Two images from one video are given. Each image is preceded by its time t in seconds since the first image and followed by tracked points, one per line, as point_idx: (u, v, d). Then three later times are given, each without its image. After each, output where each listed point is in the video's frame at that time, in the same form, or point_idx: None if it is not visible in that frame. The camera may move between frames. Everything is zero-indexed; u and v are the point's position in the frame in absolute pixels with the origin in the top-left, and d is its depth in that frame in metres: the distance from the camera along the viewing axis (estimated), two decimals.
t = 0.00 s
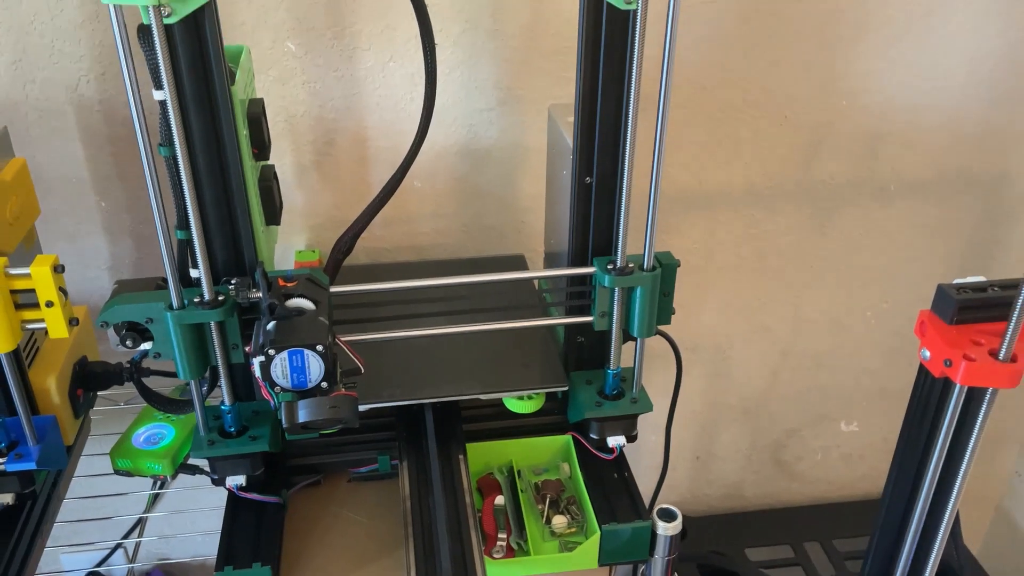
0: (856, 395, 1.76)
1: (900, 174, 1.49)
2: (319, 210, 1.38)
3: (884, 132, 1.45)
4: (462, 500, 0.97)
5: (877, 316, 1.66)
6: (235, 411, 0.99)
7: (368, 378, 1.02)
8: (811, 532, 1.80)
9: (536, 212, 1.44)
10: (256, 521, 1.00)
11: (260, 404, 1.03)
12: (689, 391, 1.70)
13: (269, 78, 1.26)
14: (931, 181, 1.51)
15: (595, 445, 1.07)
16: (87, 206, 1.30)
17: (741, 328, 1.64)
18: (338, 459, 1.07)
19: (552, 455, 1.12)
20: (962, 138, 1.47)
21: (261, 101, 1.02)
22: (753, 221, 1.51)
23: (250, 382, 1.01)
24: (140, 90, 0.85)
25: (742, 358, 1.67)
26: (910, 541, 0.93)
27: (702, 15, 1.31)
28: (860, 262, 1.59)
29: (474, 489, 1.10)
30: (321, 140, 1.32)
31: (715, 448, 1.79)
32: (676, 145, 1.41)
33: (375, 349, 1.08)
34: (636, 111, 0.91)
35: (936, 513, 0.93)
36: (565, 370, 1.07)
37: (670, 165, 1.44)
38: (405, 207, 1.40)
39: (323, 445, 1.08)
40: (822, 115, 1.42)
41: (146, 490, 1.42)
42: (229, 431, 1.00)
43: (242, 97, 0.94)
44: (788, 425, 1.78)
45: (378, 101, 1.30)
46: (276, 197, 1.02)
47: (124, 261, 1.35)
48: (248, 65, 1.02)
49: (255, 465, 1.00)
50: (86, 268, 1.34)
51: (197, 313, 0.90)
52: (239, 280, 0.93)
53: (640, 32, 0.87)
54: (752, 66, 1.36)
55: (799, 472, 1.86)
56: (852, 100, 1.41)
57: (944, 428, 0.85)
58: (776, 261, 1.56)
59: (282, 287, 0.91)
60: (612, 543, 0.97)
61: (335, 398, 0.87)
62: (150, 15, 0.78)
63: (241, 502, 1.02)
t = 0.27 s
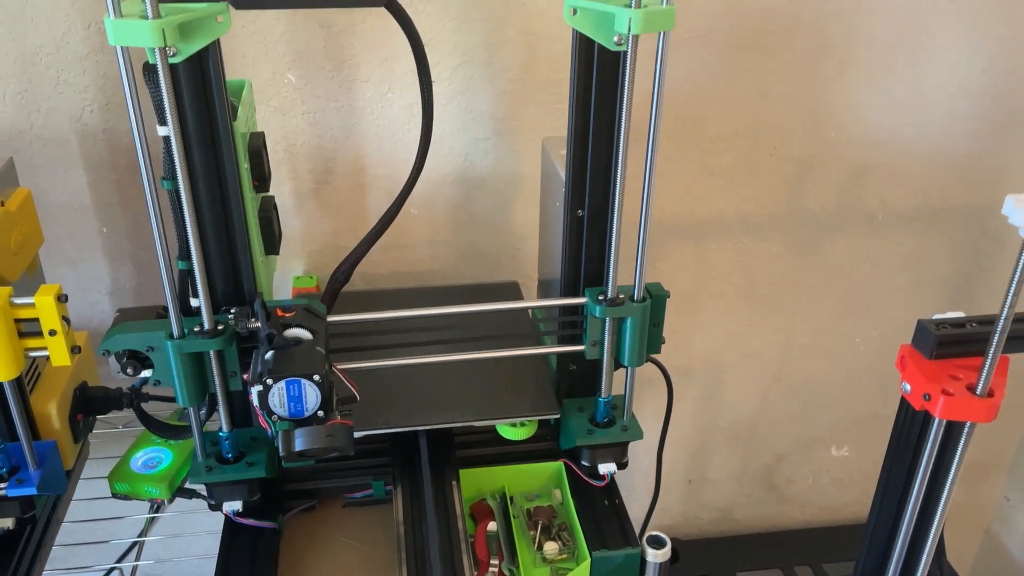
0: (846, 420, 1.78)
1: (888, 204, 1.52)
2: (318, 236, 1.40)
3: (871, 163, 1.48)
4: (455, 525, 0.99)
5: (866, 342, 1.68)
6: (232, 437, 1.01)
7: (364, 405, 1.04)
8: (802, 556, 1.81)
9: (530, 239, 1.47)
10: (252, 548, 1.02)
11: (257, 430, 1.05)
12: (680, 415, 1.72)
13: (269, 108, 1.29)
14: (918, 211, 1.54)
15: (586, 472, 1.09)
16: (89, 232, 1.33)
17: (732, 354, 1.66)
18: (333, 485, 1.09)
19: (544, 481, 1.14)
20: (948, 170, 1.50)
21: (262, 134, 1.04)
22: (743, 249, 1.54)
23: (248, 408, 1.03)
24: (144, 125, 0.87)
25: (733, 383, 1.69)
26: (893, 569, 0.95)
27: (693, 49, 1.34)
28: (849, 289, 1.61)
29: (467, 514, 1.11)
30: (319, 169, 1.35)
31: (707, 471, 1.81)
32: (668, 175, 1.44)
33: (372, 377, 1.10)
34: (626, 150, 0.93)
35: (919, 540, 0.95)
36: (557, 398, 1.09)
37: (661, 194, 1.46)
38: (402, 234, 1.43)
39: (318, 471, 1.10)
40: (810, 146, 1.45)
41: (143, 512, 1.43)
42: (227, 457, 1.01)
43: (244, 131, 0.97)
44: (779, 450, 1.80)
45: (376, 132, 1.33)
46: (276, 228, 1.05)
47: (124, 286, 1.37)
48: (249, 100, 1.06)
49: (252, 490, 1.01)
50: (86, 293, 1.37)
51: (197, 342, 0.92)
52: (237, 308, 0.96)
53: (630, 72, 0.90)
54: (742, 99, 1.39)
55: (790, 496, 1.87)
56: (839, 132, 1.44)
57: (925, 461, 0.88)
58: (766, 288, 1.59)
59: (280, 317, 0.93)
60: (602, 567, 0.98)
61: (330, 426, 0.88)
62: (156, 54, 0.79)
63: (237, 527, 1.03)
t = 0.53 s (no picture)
0: (847, 450, 1.77)
1: (888, 236, 1.53)
2: (321, 264, 1.41)
3: (872, 195, 1.49)
4: (456, 560, 0.98)
5: (867, 373, 1.68)
6: (234, 470, 1.01)
7: (366, 438, 1.04)
8: None
9: (533, 269, 1.47)
10: None
11: (259, 462, 1.05)
12: (681, 444, 1.72)
13: (274, 138, 1.30)
14: (918, 243, 1.55)
15: (587, 506, 1.09)
16: (93, 259, 1.33)
17: (733, 384, 1.66)
18: (334, 517, 1.09)
19: (545, 515, 1.14)
20: (948, 202, 1.51)
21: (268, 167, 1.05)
22: (744, 280, 1.54)
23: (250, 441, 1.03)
24: (152, 160, 0.87)
25: (734, 413, 1.69)
26: None
27: (695, 83, 1.35)
28: (850, 319, 1.62)
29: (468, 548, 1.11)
30: (324, 198, 1.35)
31: (708, 501, 1.80)
32: (669, 205, 1.45)
33: (374, 409, 1.10)
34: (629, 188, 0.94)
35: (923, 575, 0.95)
36: (559, 431, 1.09)
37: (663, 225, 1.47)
38: (404, 263, 1.43)
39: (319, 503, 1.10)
40: (811, 178, 1.46)
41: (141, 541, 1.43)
42: (228, 489, 1.01)
43: (251, 164, 0.98)
44: (780, 479, 1.80)
45: (381, 162, 1.34)
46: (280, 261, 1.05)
47: (127, 313, 1.38)
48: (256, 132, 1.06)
49: (252, 524, 1.01)
50: (90, 320, 1.37)
51: (200, 376, 0.92)
52: (241, 342, 0.97)
53: (634, 112, 0.91)
54: (743, 131, 1.40)
55: (792, 525, 1.87)
56: (840, 165, 1.45)
57: (928, 500, 0.88)
58: (767, 319, 1.59)
59: (284, 351, 0.93)
60: None
61: (332, 462, 0.88)
62: (165, 92, 0.80)
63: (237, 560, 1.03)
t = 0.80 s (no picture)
0: (850, 477, 1.77)
1: (891, 265, 1.54)
2: (326, 290, 1.42)
3: (875, 225, 1.50)
4: None
5: (870, 400, 1.68)
6: (239, 499, 1.01)
7: (370, 468, 1.05)
8: None
9: (537, 296, 1.48)
10: None
11: (263, 490, 1.06)
12: (684, 470, 1.72)
13: (282, 166, 1.31)
14: (921, 272, 1.55)
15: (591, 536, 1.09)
16: (101, 284, 1.34)
17: (737, 410, 1.66)
18: (338, 545, 1.08)
19: (549, 544, 1.14)
20: (951, 232, 1.52)
21: (276, 198, 1.06)
22: (748, 307, 1.55)
23: (255, 469, 1.04)
24: (163, 192, 0.89)
25: (738, 439, 1.69)
26: None
27: (699, 113, 1.36)
28: (853, 347, 1.62)
29: None
30: (330, 225, 1.37)
31: (710, 527, 1.80)
32: (673, 233, 1.46)
33: (378, 438, 1.11)
34: (634, 223, 0.95)
35: None
36: (563, 461, 1.10)
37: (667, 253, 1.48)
38: (408, 289, 1.44)
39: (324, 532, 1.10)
40: (814, 207, 1.47)
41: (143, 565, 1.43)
42: (233, 518, 1.02)
43: (261, 195, 1.00)
44: (783, 506, 1.79)
45: (387, 190, 1.36)
46: (288, 290, 1.07)
47: (133, 337, 1.38)
48: (264, 163, 1.08)
49: (256, 552, 1.02)
50: (96, 344, 1.38)
51: (207, 406, 0.93)
52: (249, 372, 0.97)
53: (639, 147, 0.92)
54: (747, 161, 1.41)
55: (794, 553, 1.86)
56: (843, 194, 1.46)
57: (930, 541, 0.89)
58: (770, 346, 1.60)
59: (290, 381, 0.94)
60: None
61: (338, 494, 0.89)
62: (178, 127, 0.82)
63: None
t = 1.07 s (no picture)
0: (859, 501, 1.77)
1: (900, 289, 1.54)
2: (337, 311, 1.42)
3: (883, 249, 1.50)
4: None
5: (879, 424, 1.68)
6: (251, 521, 1.02)
7: (381, 491, 1.05)
8: None
9: (546, 318, 1.49)
10: None
11: (275, 512, 1.06)
12: (693, 493, 1.71)
13: (295, 188, 1.33)
14: (930, 296, 1.56)
15: (600, 561, 1.09)
16: (115, 304, 1.35)
17: (746, 433, 1.66)
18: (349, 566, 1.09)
19: (557, 568, 1.14)
20: (960, 256, 1.52)
21: (290, 221, 1.08)
22: (757, 331, 1.55)
23: (266, 491, 1.04)
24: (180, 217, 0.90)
25: (746, 462, 1.69)
26: None
27: (709, 138, 1.37)
28: (863, 371, 1.62)
29: None
30: (342, 247, 1.38)
31: (719, 550, 1.79)
32: (683, 257, 1.47)
33: (389, 461, 1.11)
34: (645, 249, 0.96)
35: None
36: (573, 485, 1.10)
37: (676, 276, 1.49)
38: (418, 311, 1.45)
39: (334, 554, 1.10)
40: (823, 232, 1.47)
41: None
42: (244, 540, 1.02)
43: (276, 218, 1.01)
44: (792, 530, 1.79)
45: (399, 212, 1.37)
46: (301, 313, 1.07)
47: (145, 357, 1.39)
48: (280, 186, 1.09)
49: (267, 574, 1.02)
50: (109, 363, 1.39)
51: (220, 428, 0.94)
52: (261, 394, 0.98)
53: (651, 175, 0.92)
54: (756, 186, 1.42)
55: None
56: (852, 219, 1.47)
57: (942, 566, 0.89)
58: (780, 369, 1.60)
59: (303, 405, 0.95)
60: None
61: (349, 518, 0.89)
62: (197, 153, 0.83)
63: None
